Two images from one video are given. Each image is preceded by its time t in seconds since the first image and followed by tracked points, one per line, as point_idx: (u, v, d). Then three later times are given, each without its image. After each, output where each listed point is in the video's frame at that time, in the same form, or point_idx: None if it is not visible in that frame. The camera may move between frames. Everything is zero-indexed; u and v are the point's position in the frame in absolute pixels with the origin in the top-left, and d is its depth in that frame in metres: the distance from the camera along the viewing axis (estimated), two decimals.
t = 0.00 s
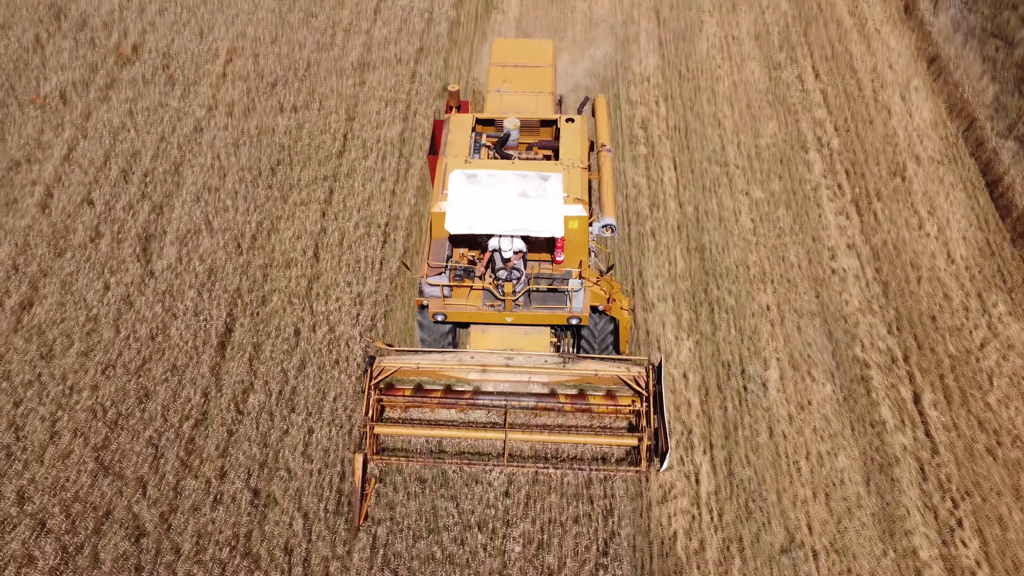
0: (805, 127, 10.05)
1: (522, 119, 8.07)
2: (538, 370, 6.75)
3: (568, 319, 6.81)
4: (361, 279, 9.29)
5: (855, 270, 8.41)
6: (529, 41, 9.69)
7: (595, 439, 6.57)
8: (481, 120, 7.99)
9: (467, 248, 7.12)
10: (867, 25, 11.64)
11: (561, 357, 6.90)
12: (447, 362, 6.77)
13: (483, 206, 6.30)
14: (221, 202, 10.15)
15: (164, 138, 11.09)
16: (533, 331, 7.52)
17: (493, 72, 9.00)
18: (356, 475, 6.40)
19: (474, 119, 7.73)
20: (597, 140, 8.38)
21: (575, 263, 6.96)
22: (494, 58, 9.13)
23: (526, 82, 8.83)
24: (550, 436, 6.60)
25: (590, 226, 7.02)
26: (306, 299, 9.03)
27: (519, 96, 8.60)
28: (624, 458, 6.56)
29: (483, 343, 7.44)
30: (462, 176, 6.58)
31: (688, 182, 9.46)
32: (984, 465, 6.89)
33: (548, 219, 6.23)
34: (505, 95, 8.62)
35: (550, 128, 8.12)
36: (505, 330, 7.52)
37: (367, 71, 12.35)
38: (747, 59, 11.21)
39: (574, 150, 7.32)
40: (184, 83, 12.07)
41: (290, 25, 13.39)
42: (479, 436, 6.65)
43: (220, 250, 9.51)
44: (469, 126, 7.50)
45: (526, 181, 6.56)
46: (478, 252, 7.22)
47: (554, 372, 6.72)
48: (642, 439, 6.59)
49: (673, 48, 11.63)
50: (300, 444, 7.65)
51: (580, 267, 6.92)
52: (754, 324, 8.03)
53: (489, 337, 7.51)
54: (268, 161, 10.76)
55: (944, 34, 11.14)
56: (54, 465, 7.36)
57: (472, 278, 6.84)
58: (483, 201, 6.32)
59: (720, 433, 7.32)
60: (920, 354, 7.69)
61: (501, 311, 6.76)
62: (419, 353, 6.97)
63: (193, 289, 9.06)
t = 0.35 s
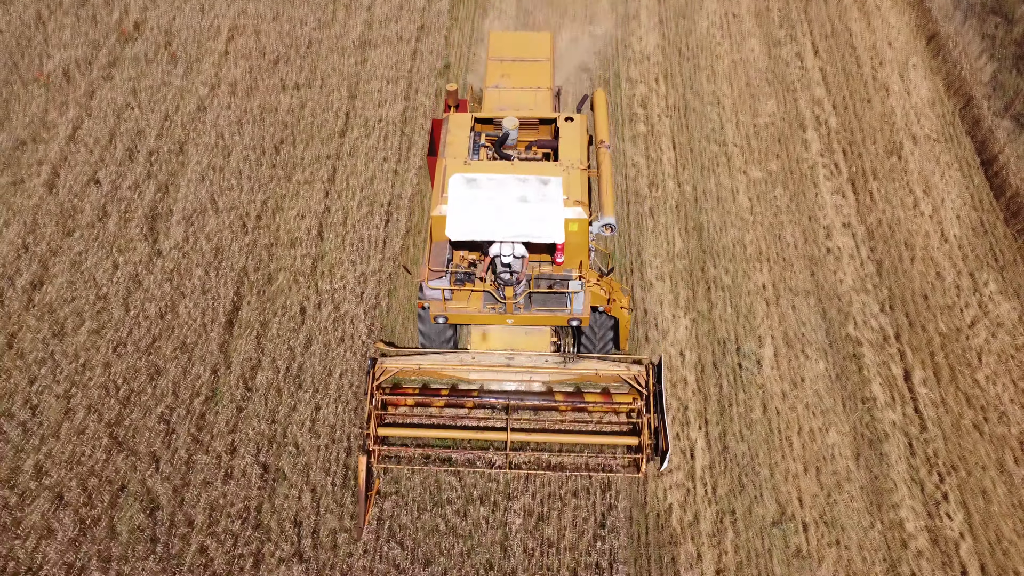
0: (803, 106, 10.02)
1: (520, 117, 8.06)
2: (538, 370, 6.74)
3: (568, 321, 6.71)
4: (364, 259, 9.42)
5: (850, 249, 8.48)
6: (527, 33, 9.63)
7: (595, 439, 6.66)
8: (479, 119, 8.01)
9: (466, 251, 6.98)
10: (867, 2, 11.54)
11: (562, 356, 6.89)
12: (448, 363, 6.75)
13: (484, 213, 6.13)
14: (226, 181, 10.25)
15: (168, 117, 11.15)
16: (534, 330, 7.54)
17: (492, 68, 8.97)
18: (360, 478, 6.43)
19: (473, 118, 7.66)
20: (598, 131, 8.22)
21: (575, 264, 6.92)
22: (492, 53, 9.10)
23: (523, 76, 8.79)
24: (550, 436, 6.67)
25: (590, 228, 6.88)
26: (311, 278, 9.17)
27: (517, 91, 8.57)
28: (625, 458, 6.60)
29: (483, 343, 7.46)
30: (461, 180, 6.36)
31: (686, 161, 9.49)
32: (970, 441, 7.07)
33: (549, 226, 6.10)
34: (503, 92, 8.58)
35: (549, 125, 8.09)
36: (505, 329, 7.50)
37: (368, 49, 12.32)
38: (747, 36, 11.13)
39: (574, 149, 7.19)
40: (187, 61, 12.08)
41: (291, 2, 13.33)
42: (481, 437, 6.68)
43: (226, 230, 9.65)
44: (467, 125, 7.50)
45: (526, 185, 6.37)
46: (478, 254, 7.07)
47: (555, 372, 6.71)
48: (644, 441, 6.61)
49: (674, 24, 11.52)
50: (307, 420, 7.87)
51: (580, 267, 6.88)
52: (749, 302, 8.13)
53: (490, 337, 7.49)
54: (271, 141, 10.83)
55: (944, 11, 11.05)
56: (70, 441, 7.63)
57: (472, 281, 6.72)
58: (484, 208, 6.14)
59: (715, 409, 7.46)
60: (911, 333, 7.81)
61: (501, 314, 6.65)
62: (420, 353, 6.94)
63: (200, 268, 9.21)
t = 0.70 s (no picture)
0: (802, 85, 9.99)
1: (519, 118, 7.71)
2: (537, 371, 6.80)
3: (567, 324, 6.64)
4: (367, 239, 9.54)
5: (845, 229, 8.55)
6: (527, 27, 9.26)
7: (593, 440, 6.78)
8: (479, 120, 7.64)
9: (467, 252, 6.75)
10: None
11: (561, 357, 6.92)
12: (449, 364, 6.84)
13: (484, 220, 6.00)
14: (230, 161, 10.34)
15: (171, 97, 11.20)
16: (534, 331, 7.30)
17: (491, 64, 8.56)
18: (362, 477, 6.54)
19: (473, 118, 7.32)
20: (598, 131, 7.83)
21: (575, 266, 6.71)
22: (491, 48, 8.74)
23: (523, 72, 8.41)
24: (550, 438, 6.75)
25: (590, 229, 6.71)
26: (315, 258, 9.31)
27: (518, 88, 8.18)
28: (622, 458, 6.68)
29: (483, 343, 7.27)
30: (461, 185, 6.23)
31: (684, 140, 9.51)
32: (957, 417, 7.24)
33: (550, 233, 5.96)
34: (503, 91, 8.18)
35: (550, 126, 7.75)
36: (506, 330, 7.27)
37: (369, 27, 12.27)
38: (745, 13, 11.02)
39: (574, 150, 6.94)
40: (189, 39, 12.06)
41: None
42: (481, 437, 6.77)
43: (231, 210, 9.77)
44: (467, 125, 7.13)
45: (526, 191, 6.22)
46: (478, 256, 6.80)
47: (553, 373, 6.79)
48: (641, 441, 6.67)
49: None
50: (313, 397, 8.08)
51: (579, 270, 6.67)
52: (745, 282, 8.22)
53: (490, 337, 7.28)
54: (273, 121, 10.88)
55: None
56: (83, 417, 7.87)
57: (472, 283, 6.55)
58: (484, 215, 6.01)
59: (710, 386, 7.61)
60: (903, 312, 7.92)
61: (501, 317, 6.56)
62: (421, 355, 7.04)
63: (206, 248, 9.34)
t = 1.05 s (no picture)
0: (800, 63, 9.95)
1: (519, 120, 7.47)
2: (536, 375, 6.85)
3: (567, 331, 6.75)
4: (368, 219, 9.65)
5: (839, 209, 8.61)
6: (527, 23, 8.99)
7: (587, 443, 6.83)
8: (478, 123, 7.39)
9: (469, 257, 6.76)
10: None
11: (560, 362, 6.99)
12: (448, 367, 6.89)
13: (483, 231, 5.94)
14: (233, 141, 10.43)
15: (174, 76, 11.24)
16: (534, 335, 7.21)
17: (490, 62, 8.30)
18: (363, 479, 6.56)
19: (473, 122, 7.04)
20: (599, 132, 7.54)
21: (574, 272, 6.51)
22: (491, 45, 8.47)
23: (523, 71, 8.16)
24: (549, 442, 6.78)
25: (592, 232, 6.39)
26: (318, 238, 9.44)
27: (518, 87, 7.96)
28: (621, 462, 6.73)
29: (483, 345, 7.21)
30: (461, 194, 6.15)
31: (682, 120, 9.52)
32: (944, 394, 7.40)
33: (547, 246, 5.88)
34: (503, 91, 7.95)
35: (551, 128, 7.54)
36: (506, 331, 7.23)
37: (369, 4, 12.21)
38: None
39: (574, 155, 6.71)
40: (190, 16, 12.04)
41: None
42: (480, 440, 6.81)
43: (235, 190, 9.89)
44: (467, 129, 6.88)
45: (525, 201, 6.11)
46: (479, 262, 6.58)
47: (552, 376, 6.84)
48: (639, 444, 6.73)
49: None
50: (319, 374, 8.30)
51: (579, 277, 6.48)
52: (740, 261, 8.31)
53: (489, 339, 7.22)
54: (275, 100, 10.93)
55: None
56: (96, 394, 8.11)
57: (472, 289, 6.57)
58: (483, 225, 5.95)
59: (705, 363, 7.75)
60: (895, 291, 8.02)
61: (501, 323, 6.62)
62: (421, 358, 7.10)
63: (211, 228, 9.48)
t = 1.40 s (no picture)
0: (798, 43, 9.91)
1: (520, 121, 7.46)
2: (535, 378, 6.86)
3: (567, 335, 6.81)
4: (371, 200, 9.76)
5: (835, 189, 8.67)
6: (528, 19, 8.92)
7: (589, 446, 7.00)
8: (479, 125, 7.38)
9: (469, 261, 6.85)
10: None
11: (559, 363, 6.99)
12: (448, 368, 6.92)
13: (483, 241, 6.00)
14: (237, 122, 10.52)
15: (176, 56, 11.29)
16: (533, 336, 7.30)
17: (491, 62, 8.26)
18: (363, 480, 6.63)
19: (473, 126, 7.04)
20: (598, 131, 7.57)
21: (572, 276, 6.66)
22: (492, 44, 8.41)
23: (524, 70, 8.12)
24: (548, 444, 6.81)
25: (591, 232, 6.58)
26: (322, 219, 9.57)
27: (518, 87, 7.94)
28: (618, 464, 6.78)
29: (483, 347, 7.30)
30: (461, 202, 6.18)
31: (681, 100, 9.54)
32: (934, 372, 7.53)
33: (547, 255, 5.96)
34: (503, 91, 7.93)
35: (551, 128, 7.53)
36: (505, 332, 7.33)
37: None
38: None
39: (574, 158, 6.77)
40: None
41: None
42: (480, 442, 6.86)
43: (240, 171, 10.00)
44: (467, 134, 6.92)
45: (525, 209, 6.16)
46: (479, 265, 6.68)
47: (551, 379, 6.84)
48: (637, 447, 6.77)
49: None
50: (324, 353, 8.50)
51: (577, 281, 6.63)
52: (736, 241, 8.39)
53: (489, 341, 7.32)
54: (277, 80, 10.98)
55: None
56: (107, 372, 8.35)
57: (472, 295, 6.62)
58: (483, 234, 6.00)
59: (700, 342, 7.88)
60: (888, 271, 8.11)
61: (500, 327, 6.67)
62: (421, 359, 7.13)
63: (216, 209, 9.63)
